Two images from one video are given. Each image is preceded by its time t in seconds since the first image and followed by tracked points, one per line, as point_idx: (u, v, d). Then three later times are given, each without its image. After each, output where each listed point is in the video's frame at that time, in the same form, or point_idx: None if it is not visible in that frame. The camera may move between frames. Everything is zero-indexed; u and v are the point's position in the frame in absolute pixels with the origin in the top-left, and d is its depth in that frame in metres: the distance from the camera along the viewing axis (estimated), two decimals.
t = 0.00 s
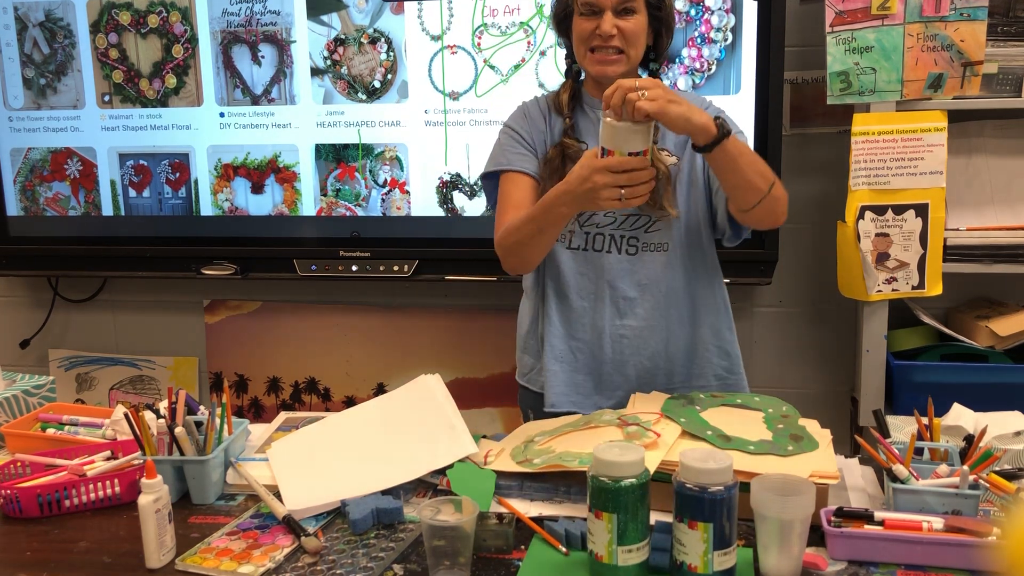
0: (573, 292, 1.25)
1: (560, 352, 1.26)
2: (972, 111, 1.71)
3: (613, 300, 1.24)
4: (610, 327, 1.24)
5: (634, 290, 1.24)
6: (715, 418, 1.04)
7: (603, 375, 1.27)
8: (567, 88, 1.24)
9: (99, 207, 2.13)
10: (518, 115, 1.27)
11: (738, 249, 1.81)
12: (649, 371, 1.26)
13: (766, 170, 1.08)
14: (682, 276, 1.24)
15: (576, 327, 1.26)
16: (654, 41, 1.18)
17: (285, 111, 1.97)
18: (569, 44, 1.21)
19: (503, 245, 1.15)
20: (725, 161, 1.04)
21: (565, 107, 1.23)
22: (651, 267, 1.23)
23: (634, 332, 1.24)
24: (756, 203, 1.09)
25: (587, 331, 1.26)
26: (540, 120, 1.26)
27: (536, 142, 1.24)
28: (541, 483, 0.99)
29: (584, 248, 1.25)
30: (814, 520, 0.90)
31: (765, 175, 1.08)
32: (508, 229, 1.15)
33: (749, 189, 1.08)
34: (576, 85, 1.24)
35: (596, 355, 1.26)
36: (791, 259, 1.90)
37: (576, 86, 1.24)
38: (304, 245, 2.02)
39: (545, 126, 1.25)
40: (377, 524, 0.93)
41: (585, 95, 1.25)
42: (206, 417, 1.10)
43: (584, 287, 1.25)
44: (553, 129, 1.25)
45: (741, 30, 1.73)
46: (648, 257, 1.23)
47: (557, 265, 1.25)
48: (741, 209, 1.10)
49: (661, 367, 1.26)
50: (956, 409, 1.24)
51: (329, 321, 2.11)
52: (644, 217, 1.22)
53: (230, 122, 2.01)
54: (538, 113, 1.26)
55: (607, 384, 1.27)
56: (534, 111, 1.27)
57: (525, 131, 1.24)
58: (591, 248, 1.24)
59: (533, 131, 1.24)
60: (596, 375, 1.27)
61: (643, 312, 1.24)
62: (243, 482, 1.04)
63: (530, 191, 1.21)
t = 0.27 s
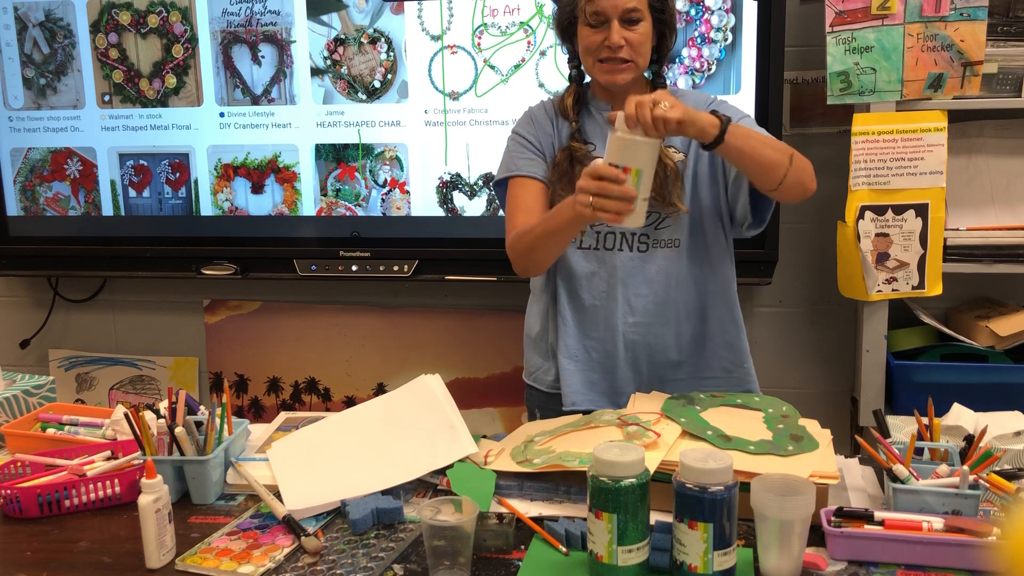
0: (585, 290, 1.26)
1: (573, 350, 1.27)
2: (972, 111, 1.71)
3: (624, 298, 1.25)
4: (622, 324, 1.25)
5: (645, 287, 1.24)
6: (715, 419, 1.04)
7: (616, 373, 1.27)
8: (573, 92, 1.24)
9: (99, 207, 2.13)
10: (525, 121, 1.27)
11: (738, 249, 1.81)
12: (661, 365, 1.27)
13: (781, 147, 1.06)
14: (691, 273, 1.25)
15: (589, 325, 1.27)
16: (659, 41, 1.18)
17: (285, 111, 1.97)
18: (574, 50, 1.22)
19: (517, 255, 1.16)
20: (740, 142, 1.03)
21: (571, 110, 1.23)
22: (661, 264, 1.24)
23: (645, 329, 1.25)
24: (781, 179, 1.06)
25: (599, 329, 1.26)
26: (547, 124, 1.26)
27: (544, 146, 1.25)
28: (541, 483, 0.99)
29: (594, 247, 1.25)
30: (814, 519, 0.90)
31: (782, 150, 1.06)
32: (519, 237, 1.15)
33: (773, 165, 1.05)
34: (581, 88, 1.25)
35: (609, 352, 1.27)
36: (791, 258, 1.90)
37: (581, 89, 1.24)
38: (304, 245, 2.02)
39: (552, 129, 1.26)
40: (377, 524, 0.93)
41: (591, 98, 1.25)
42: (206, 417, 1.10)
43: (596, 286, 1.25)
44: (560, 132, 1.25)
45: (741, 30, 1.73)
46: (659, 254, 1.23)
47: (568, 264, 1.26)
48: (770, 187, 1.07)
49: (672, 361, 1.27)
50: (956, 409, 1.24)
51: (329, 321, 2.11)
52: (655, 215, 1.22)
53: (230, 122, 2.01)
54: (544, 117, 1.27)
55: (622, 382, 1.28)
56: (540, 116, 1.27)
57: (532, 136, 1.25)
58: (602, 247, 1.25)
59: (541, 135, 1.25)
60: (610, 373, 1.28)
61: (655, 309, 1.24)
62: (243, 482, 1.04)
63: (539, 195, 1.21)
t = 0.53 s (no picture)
0: (589, 290, 1.26)
1: (577, 349, 1.27)
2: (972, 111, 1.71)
3: (629, 297, 1.25)
4: (627, 324, 1.25)
5: (649, 287, 1.24)
6: (715, 419, 1.04)
7: (620, 373, 1.27)
8: (577, 90, 1.24)
9: (99, 207, 2.13)
10: (532, 120, 1.27)
11: (738, 249, 1.81)
12: (663, 365, 1.27)
13: (779, 169, 1.06)
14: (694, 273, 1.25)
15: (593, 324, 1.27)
16: (662, 37, 1.19)
17: (285, 111, 1.97)
18: (578, 48, 1.22)
19: (521, 258, 1.17)
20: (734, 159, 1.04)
21: (576, 108, 1.23)
22: (665, 265, 1.24)
23: (648, 329, 1.25)
24: (769, 202, 1.07)
25: (604, 328, 1.26)
26: (552, 123, 1.26)
27: (549, 145, 1.25)
28: (541, 483, 0.99)
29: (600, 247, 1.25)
30: (814, 520, 0.90)
31: (778, 172, 1.06)
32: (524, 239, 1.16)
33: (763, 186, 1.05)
34: (586, 86, 1.25)
35: (613, 352, 1.27)
36: (791, 258, 1.90)
37: (586, 87, 1.24)
38: (304, 245, 2.02)
39: (557, 128, 1.26)
40: (377, 524, 0.93)
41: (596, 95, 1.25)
42: (206, 417, 1.10)
43: (601, 286, 1.25)
44: (565, 131, 1.25)
45: (741, 30, 1.73)
46: (664, 254, 1.24)
47: (573, 264, 1.25)
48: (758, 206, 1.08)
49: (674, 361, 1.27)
50: (956, 409, 1.24)
51: (329, 321, 2.11)
52: (660, 215, 1.22)
53: (230, 123, 2.01)
54: (549, 115, 1.26)
55: (624, 382, 1.27)
56: (546, 114, 1.27)
57: (538, 135, 1.25)
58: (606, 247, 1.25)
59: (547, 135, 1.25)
60: (613, 373, 1.27)
61: (659, 309, 1.25)
62: (243, 482, 1.04)
63: (544, 196, 1.21)
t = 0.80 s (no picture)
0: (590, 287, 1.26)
1: (575, 347, 1.27)
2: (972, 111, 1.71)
3: (628, 296, 1.25)
4: (625, 323, 1.25)
5: (648, 286, 1.25)
6: (715, 419, 1.04)
7: (618, 372, 1.27)
8: (584, 86, 1.24)
9: (99, 207, 2.13)
10: (538, 114, 1.27)
11: (738, 249, 1.81)
12: (661, 364, 1.28)
13: (775, 155, 1.05)
14: (693, 274, 1.25)
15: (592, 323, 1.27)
16: (670, 35, 1.18)
17: (285, 111, 1.97)
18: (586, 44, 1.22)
19: (520, 260, 1.16)
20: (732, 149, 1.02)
21: (582, 105, 1.23)
22: (664, 265, 1.24)
23: (646, 328, 1.26)
24: (771, 190, 1.06)
25: (603, 327, 1.27)
26: (558, 120, 1.26)
27: (553, 142, 1.25)
28: (541, 483, 0.99)
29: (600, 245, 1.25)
30: (814, 519, 0.91)
31: (776, 159, 1.05)
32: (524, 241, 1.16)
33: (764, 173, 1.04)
34: (592, 82, 1.24)
35: (612, 351, 1.27)
36: (791, 258, 1.90)
37: (593, 84, 1.24)
38: (304, 245, 2.02)
39: (562, 125, 1.26)
40: (377, 524, 0.93)
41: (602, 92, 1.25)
42: (206, 417, 1.10)
43: (600, 284, 1.25)
44: (570, 128, 1.25)
45: (741, 30, 1.73)
46: (664, 254, 1.24)
47: (573, 262, 1.25)
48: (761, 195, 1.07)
49: (672, 361, 1.27)
50: (956, 409, 1.24)
51: (329, 321, 2.11)
52: (661, 214, 1.22)
53: (230, 122, 2.01)
54: (555, 112, 1.27)
55: (622, 381, 1.28)
56: (553, 110, 1.27)
57: (542, 132, 1.25)
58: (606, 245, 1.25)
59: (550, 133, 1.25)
60: (611, 371, 1.28)
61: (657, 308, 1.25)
62: (243, 482, 1.04)
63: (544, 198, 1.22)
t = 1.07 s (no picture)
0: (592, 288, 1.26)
1: (578, 348, 1.27)
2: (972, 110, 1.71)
3: (630, 297, 1.25)
4: (627, 323, 1.26)
5: (650, 288, 1.25)
6: (715, 419, 1.04)
7: (620, 373, 1.28)
8: (585, 87, 1.23)
9: (99, 207, 2.13)
10: (540, 115, 1.27)
11: (738, 249, 1.81)
12: (662, 366, 1.27)
13: (744, 170, 1.03)
14: (694, 275, 1.25)
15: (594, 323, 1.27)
16: (671, 38, 1.17)
17: (285, 111, 1.97)
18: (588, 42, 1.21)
19: (527, 267, 1.17)
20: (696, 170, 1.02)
21: (584, 106, 1.23)
22: (666, 266, 1.24)
23: (648, 329, 1.26)
24: (744, 205, 1.05)
25: (605, 328, 1.27)
26: (559, 121, 1.26)
27: (555, 143, 1.25)
28: (541, 483, 0.99)
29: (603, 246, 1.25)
30: (814, 519, 0.91)
31: (745, 174, 1.03)
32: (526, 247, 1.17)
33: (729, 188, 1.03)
34: (594, 84, 1.24)
35: (614, 352, 1.27)
36: (792, 258, 1.90)
37: (594, 85, 1.23)
38: (304, 245, 2.02)
39: (563, 126, 1.26)
40: (377, 524, 0.93)
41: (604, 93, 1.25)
42: (206, 417, 1.10)
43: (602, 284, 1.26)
44: (571, 129, 1.25)
45: (741, 30, 1.73)
46: (666, 255, 1.23)
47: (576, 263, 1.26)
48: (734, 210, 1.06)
49: (673, 362, 1.27)
50: (956, 409, 1.24)
51: (329, 321, 2.11)
52: (662, 215, 1.22)
53: (230, 122, 2.01)
54: (556, 113, 1.26)
55: (624, 382, 1.28)
56: (554, 110, 1.27)
57: (544, 133, 1.25)
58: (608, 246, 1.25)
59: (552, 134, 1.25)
60: (613, 372, 1.28)
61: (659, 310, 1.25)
62: (243, 482, 1.04)
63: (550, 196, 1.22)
